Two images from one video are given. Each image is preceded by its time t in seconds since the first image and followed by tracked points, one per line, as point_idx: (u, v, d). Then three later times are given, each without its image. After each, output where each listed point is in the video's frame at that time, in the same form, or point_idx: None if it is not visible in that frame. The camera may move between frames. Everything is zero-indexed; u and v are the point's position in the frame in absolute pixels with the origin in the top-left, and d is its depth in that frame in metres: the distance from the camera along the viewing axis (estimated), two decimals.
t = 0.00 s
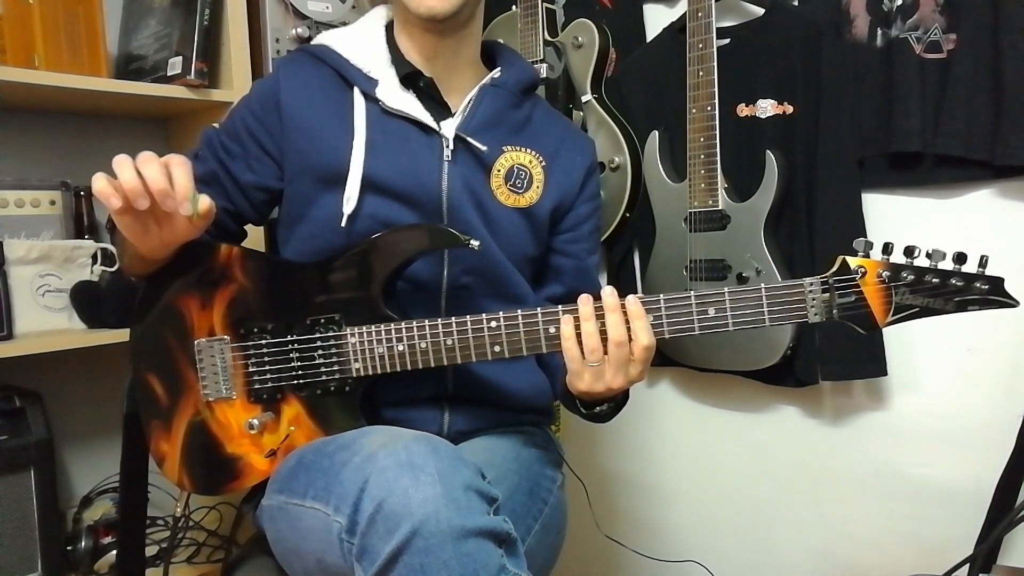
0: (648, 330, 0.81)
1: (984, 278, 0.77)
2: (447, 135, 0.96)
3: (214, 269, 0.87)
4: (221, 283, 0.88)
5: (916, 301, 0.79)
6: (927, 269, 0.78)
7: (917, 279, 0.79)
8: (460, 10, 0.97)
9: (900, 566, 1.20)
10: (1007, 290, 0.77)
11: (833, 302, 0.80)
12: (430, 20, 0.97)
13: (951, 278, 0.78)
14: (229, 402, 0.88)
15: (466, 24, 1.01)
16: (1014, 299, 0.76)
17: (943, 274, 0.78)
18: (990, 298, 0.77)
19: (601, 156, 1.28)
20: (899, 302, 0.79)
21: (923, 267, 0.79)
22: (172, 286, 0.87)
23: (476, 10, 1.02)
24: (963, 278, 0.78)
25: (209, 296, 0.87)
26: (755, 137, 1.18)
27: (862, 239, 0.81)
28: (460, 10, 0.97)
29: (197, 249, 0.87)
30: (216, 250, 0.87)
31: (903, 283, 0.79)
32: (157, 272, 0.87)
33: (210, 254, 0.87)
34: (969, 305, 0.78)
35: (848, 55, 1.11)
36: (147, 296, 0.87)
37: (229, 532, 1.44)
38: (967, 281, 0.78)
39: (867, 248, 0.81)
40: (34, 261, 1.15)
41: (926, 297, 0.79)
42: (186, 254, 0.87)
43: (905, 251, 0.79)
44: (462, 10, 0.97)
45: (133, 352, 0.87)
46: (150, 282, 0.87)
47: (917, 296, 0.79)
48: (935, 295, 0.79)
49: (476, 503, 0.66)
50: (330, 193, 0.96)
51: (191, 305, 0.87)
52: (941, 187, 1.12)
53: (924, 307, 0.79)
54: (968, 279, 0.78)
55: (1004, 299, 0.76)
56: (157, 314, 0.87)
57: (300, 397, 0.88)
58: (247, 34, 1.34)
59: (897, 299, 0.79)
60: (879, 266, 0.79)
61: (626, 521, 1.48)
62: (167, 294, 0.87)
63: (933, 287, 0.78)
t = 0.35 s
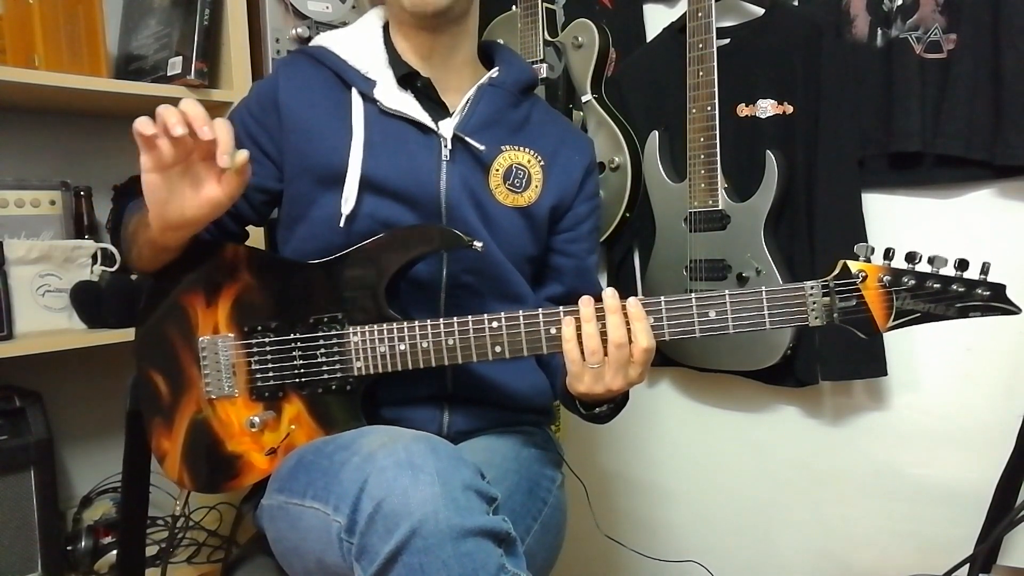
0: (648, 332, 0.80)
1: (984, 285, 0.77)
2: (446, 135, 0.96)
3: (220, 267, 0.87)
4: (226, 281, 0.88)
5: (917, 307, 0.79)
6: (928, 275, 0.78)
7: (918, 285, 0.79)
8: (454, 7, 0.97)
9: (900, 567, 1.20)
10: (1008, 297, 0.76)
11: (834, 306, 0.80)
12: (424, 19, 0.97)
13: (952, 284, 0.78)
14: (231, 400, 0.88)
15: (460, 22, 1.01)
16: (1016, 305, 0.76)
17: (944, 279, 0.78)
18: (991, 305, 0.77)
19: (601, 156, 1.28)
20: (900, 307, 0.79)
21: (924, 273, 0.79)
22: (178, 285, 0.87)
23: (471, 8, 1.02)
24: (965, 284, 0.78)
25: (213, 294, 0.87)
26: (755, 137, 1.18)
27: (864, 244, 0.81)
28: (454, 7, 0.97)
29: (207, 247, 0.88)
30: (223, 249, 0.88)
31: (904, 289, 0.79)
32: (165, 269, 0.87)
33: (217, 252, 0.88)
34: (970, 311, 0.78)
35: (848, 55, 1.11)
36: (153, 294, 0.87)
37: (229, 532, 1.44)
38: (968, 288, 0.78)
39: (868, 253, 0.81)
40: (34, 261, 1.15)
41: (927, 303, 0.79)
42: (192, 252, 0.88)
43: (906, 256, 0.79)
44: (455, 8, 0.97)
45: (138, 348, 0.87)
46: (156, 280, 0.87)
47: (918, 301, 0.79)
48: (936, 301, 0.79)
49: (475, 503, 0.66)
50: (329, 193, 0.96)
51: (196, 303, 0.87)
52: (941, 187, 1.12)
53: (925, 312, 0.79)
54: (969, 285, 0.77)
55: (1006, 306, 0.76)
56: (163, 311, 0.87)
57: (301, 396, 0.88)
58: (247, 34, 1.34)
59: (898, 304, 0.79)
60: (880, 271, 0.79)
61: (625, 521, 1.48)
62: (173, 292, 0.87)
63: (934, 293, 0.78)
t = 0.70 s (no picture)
0: (648, 332, 0.80)
1: (986, 282, 0.77)
2: (446, 135, 0.96)
3: (216, 268, 0.88)
4: (223, 283, 0.88)
5: (916, 305, 0.79)
6: (929, 273, 0.78)
7: (919, 283, 0.78)
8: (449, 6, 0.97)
9: (900, 567, 1.20)
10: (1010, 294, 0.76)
11: (834, 305, 0.80)
12: (419, 18, 0.97)
13: (953, 282, 0.78)
14: (230, 402, 0.88)
15: (457, 20, 1.01)
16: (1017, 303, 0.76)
17: (946, 277, 0.78)
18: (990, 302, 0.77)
19: (601, 156, 1.28)
20: (901, 305, 0.79)
21: (924, 271, 0.79)
22: (175, 286, 0.87)
23: (470, 6, 1.02)
24: (965, 282, 0.78)
25: (210, 296, 0.88)
26: (755, 137, 1.18)
27: (863, 242, 0.81)
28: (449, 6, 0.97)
29: (203, 248, 0.88)
30: (219, 250, 0.88)
31: (905, 287, 0.79)
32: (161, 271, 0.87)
33: (213, 253, 0.88)
34: (971, 309, 0.78)
35: (848, 55, 1.11)
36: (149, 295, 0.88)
37: (229, 532, 1.44)
38: (967, 285, 0.78)
39: (867, 250, 0.80)
40: (34, 261, 1.15)
41: (927, 301, 0.79)
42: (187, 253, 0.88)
43: (906, 254, 0.79)
44: (450, 6, 0.97)
45: (136, 350, 0.87)
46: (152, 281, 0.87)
47: (918, 300, 0.79)
48: (936, 299, 0.79)
49: (475, 503, 0.66)
50: (328, 194, 0.96)
51: (193, 305, 0.87)
52: (941, 187, 1.12)
53: (924, 310, 0.79)
54: (970, 282, 0.78)
55: (1006, 304, 0.76)
56: (160, 313, 0.87)
57: (300, 397, 0.88)
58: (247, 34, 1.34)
59: (899, 303, 0.79)
60: (881, 270, 0.79)
61: (625, 521, 1.48)
62: (169, 294, 0.87)
63: (935, 291, 0.78)
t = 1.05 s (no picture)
0: (651, 329, 0.80)
1: (981, 272, 0.77)
2: (446, 136, 0.96)
3: (206, 272, 0.87)
4: (215, 287, 0.87)
5: (914, 297, 0.79)
6: (926, 264, 0.78)
7: (917, 275, 0.79)
8: None
9: (900, 567, 1.20)
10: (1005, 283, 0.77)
11: (833, 299, 0.80)
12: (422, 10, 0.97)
13: (949, 273, 0.78)
14: (227, 407, 0.88)
15: (457, 17, 1.01)
16: (1012, 292, 0.76)
17: (942, 268, 0.78)
18: (987, 292, 0.77)
19: (601, 156, 1.28)
20: (899, 298, 0.79)
21: (921, 262, 0.79)
22: (164, 289, 0.86)
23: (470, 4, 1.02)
24: (962, 272, 0.78)
25: (202, 300, 0.87)
26: (755, 137, 1.18)
27: (861, 235, 0.81)
28: None
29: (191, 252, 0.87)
30: (208, 254, 0.87)
31: (902, 279, 0.79)
32: (151, 274, 0.86)
33: (202, 257, 0.87)
34: (967, 299, 0.78)
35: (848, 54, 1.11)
36: (139, 297, 0.87)
37: (230, 532, 1.44)
38: (965, 276, 0.78)
39: (865, 244, 0.81)
40: (34, 261, 1.15)
41: (924, 292, 0.79)
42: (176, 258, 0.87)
43: (903, 246, 0.79)
44: None
45: (127, 357, 0.86)
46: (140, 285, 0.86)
47: (916, 291, 0.79)
48: (933, 290, 0.79)
49: (477, 504, 0.66)
50: (328, 196, 0.96)
51: (185, 310, 0.87)
52: (941, 187, 1.12)
53: (922, 302, 0.79)
54: (967, 273, 0.78)
55: (1002, 293, 0.76)
56: (150, 317, 0.86)
57: (299, 400, 0.88)
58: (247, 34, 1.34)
59: (897, 295, 0.79)
60: (878, 262, 0.79)
61: (626, 521, 1.48)
62: (160, 296, 0.86)
63: (932, 282, 0.79)
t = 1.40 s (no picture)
0: (655, 330, 0.80)
1: (981, 278, 0.77)
2: (442, 135, 0.96)
3: (209, 269, 0.87)
4: (217, 284, 0.88)
5: (913, 301, 0.79)
6: (925, 269, 0.78)
7: (916, 280, 0.78)
8: None
9: (900, 567, 1.20)
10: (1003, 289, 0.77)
11: (833, 302, 0.80)
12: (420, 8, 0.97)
13: (949, 278, 0.78)
14: (227, 404, 0.88)
15: (455, 16, 1.02)
16: (1010, 298, 0.76)
17: (942, 274, 0.78)
18: (986, 297, 0.77)
19: (601, 156, 1.28)
20: (898, 302, 0.79)
21: (920, 267, 0.79)
22: (167, 286, 0.87)
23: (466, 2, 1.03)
24: (961, 278, 0.78)
25: (204, 297, 0.87)
26: (755, 137, 1.18)
27: (862, 239, 0.81)
28: None
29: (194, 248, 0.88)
30: (212, 253, 0.88)
31: (902, 284, 0.79)
32: (154, 269, 0.87)
33: (206, 255, 0.88)
34: (966, 304, 0.78)
35: (848, 54, 1.11)
36: (140, 293, 0.87)
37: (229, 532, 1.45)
38: (964, 282, 0.78)
39: (866, 248, 0.80)
40: (34, 261, 1.15)
41: (924, 297, 0.79)
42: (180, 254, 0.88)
43: (903, 251, 0.79)
44: None
45: (129, 352, 0.86)
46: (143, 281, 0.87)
47: (915, 296, 0.79)
48: (932, 295, 0.79)
49: (476, 502, 0.66)
50: (327, 196, 0.96)
51: (186, 307, 0.87)
52: (941, 187, 1.12)
53: (921, 307, 0.79)
54: (966, 278, 0.77)
55: (1001, 299, 0.76)
56: (151, 313, 0.87)
57: (299, 398, 0.88)
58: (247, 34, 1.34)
59: (896, 300, 0.79)
60: (878, 267, 0.79)
61: (626, 521, 1.48)
62: (163, 292, 0.87)
63: (931, 287, 0.78)
